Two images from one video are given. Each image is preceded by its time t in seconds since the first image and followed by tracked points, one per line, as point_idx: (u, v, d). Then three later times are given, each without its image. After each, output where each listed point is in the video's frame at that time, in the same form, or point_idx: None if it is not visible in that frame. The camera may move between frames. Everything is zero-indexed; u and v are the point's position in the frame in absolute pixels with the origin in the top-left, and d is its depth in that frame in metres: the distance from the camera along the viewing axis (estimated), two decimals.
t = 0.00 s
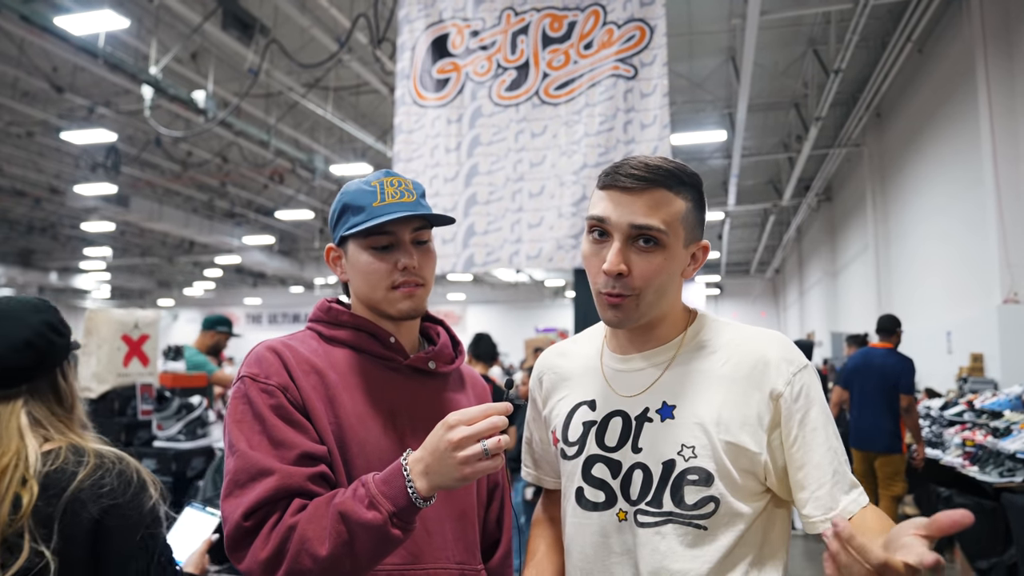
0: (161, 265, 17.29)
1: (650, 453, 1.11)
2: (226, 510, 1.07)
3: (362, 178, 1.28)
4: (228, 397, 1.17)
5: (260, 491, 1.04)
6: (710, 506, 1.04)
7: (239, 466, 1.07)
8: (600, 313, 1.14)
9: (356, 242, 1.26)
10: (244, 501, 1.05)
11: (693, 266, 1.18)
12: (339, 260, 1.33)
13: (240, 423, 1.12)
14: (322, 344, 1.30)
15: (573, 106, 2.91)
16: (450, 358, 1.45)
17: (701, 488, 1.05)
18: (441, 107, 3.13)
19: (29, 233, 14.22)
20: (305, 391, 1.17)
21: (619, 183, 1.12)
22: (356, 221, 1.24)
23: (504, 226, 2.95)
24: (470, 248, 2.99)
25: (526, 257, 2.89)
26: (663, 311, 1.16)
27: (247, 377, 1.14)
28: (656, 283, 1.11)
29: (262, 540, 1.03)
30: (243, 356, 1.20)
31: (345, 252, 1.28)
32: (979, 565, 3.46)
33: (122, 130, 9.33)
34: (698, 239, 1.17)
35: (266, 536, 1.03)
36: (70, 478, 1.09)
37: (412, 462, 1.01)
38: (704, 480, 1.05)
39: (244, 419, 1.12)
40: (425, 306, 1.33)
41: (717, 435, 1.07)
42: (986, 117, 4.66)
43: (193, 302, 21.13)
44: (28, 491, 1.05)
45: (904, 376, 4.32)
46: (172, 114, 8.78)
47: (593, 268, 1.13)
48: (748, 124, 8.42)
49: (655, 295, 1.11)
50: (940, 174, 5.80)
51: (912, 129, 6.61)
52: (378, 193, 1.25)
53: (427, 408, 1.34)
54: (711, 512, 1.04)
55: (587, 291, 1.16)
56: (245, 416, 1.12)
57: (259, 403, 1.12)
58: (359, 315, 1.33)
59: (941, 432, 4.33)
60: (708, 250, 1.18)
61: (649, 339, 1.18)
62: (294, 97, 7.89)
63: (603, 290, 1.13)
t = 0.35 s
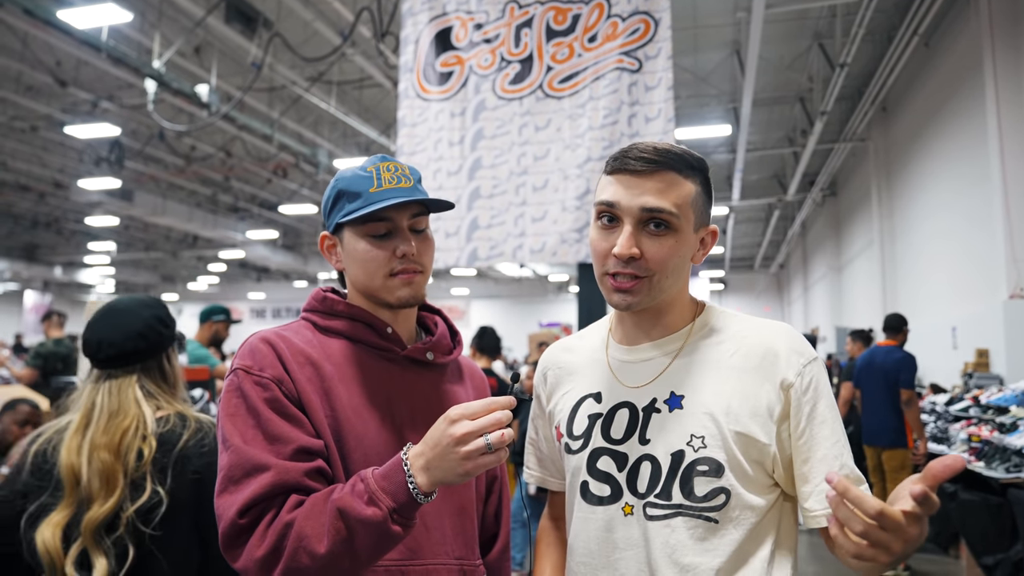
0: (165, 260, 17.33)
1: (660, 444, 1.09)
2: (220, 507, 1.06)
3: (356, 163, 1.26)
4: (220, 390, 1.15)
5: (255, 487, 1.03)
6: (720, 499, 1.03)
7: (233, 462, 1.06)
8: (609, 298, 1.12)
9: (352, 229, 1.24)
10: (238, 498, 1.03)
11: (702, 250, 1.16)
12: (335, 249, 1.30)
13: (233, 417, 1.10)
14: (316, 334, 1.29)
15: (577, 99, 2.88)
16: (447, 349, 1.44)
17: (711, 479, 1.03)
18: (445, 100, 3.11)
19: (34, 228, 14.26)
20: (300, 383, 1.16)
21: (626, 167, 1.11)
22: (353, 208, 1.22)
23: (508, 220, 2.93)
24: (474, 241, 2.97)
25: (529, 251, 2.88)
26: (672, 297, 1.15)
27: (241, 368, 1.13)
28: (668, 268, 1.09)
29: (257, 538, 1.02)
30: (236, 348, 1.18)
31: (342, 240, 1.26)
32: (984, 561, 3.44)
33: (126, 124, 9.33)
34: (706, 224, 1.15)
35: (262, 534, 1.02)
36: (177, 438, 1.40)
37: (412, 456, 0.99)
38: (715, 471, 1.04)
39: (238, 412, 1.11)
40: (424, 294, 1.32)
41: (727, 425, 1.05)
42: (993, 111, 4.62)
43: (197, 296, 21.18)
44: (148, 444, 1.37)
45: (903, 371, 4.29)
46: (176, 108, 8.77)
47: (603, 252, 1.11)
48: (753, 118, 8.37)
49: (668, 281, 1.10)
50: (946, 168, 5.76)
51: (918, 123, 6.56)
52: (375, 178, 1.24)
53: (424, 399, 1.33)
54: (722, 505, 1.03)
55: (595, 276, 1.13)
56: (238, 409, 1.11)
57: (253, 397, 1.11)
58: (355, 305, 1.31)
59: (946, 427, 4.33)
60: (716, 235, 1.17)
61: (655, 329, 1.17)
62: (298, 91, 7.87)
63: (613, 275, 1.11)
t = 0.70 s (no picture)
0: (168, 251, 17.33)
1: (668, 431, 1.07)
2: (214, 495, 1.05)
3: (365, 148, 1.24)
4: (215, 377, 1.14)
5: (248, 475, 1.02)
6: (732, 487, 1.01)
7: (227, 449, 1.05)
8: (617, 272, 1.10)
9: (358, 217, 1.21)
10: (232, 485, 1.02)
11: (702, 218, 1.16)
12: (337, 234, 1.28)
13: (227, 404, 1.09)
14: (313, 319, 1.28)
15: (581, 89, 2.85)
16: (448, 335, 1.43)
17: (722, 466, 1.02)
18: (447, 90, 3.09)
19: (36, 218, 14.26)
20: (294, 369, 1.15)
21: (619, 138, 1.12)
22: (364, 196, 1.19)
23: (511, 210, 2.91)
24: (476, 232, 2.95)
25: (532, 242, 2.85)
26: (681, 266, 1.13)
27: (234, 354, 1.12)
28: (673, 228, 1.08)
29: (251, 527, 1.01)
30: (230, 333, 1.17)
31: (347, 226, 1.24)
32: (987, 553, 3.46)
33: (128, 115, 9.30)
34: (702, 190, 1.16)
35: (255, 522, 1.01)
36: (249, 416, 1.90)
37: (409, 443, 0.98)
38: (726, 458, 1.02)
39: (232, 398, 1.10)
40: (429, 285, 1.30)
41: (738, 411, 1.03)
42: (1000, 102, 4.57)
43: (199, 287, 21.21)
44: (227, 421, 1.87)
45: (898, 357, 4.37)
46: (178, 98, 8.74)
47: (605, 222, 1.10)
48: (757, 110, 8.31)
49: (674, 243, 1.09)
50: (951, 160, 5.71)
51: (923, 115, 6.50)
52: (385, 165, 1.22)
53: (423, 386, 1.32)
54: (733, 493, 1.01)
55: (600, 252, 1.12)
56: (232, 396, 1.10)
57: (247, 382, 1.09)
58: (354, 290, 1.30)
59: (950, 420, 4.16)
60: (714, 202, 1.17)
61: (661, 312, 1.15)
62: (300, 82, 7.83)
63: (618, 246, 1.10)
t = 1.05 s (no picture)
0: (170, 247, 17.36)
1: (671, 428, 1.07)
2: (214, 490, 1.05)
3: (362, 132, 1.25)
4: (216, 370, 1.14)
5: (248, 470, 1.01)
6: (733, 485, 1.00)
7: (227, 443, 1.04)
8: (620, 270, 1.10)
9: (352, 199, 1.24)
10: (232, 480, 1.02)
11: (705, 211, 1.16)
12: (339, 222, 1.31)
13: (228, 397, 1.08)
14: (317, 311, 1.28)
15: (583, 84, 2.83)
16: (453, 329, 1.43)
17: (723, 464, 1.01)
18: (450, 84, 3.07)
19: (40, 214, 14.27)
20: (298, 363, 1.15)
21: (616, 134, 1.12)
22: (353, 174, 1.21)
23: (513, 205, 2.90)
24: (478, 227, 2.94)
25: (534, 238, 2.84)
26: (684, 260, 1.12)
27: (236, 347, 1.11)
28: (674, 222, 1.08)
29: (252, 522, 1.00)
30: (233, 325, 1.17)
31: (343, 210, 1.26)
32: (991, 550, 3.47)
33: (130, 110, 9.29)
34: (703, 183, 1.15)
35: (256, 518, 1.00)
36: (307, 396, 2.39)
37: (413, 440, 0.97)
38: (726, 456, 1.01)
39: (233, 391, 1.09)
40: (426, 269, 1.30)
41: (739, 409, 1.02)
42: (1004, 97, 4.54)
43: (202, 283, 21.24)
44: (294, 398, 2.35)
45: (909, 353, 4.30)
46: (180, 94, 8.72)
47: (606, 219, 1.10)
48: (760, 105, 8.27)
49: (676, 238, 1.08)
50: (956, 155, 5.67)
51: (927, 110, 6.46)
52: (376, 147, 1.22)
53: (428, 380, 1.31)
54: (734, 491, 1.00)
55: (601, 248, 1.12)
56: (234, 389, 1.09)
57: (249, 375, 1.09)
58: (358, 283, 1.30)
59: (955, 416, 4.32)
60: (716, 194, 1.17)
61: (664, 308, 1.15)
62: (303, 77, 7.80)
63: (620, 242, 1.09)
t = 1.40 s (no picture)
0: (174, 246, 17.40)
1: (673, 425, 1.06)
2: (215, 484, 1.04)
3: (365, 129, 1.25)
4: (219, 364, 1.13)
5: (250, 464, 1.01)
6: (732, 481, 0.99)
7: (230, 437, 1.04)
8: (618, 274, 1.08)
9: (355, 196, 1.24)
10: (234, 474, 1.01)
11: (694, 206, 1.16)
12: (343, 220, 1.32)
13: (232, 391, 1.08)
14: (321, 307, 1.27)
15: (586, 82, 2.82)
16: (459, 326, 1.42)
17: (720, 461, 1.00)
18: (452, 83, 3.06)
19: (44, 213, 14.31)
20: (302, 357, 1.14)
21: (600, 138, 1.12)
22: (354, 172, 1.21)
23: (516, 203, 2.89)
24: (481, 225, 2.93)
25: (537, 236, 2.83)
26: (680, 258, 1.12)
27: (240, 341, 1.11)
28: (667, 220, 1.07)
29: (253, 517, 1.00)
30: (238, 319, 1.17)
31: (346, 208, 1.26)
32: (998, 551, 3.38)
33: (134, 110, 9.29)
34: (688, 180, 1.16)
35: (257, 513, 1.00)
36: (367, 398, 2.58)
37: (417, 434, 0.96)
38: (725, 453, 1.00)
39: (236, 385, 1.09)
40: (430, 265, 1.29)
41: (738, 404, 1.01)
42: (1010, 95, 4.50)
43: (204, 282, 21.29)
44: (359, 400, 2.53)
45: (926, 353, 4.32)
46: (183, 93, 8.72)
47: (598, 222, 1.09)
48: (763, 104, 8.24)
49: (670, 236, 1.07)
50: (961, 153, 5.63)
51: (931, 108, 6.42)
52: (379, 143, 1.21)
53: (431, 377, 1.30)
54: (734, 488, 0.98)
55: (596, 254, 1.11)
56: (237, 383, 1.09)
57: (253, 369, 1.08)
58: (362, 279, 1.29)
59: (961, 415, 4.20)
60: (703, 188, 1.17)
61: (661, 307, 1.13)
62: (305, 76, 7.80)
63: (614, 244, 1.08)
